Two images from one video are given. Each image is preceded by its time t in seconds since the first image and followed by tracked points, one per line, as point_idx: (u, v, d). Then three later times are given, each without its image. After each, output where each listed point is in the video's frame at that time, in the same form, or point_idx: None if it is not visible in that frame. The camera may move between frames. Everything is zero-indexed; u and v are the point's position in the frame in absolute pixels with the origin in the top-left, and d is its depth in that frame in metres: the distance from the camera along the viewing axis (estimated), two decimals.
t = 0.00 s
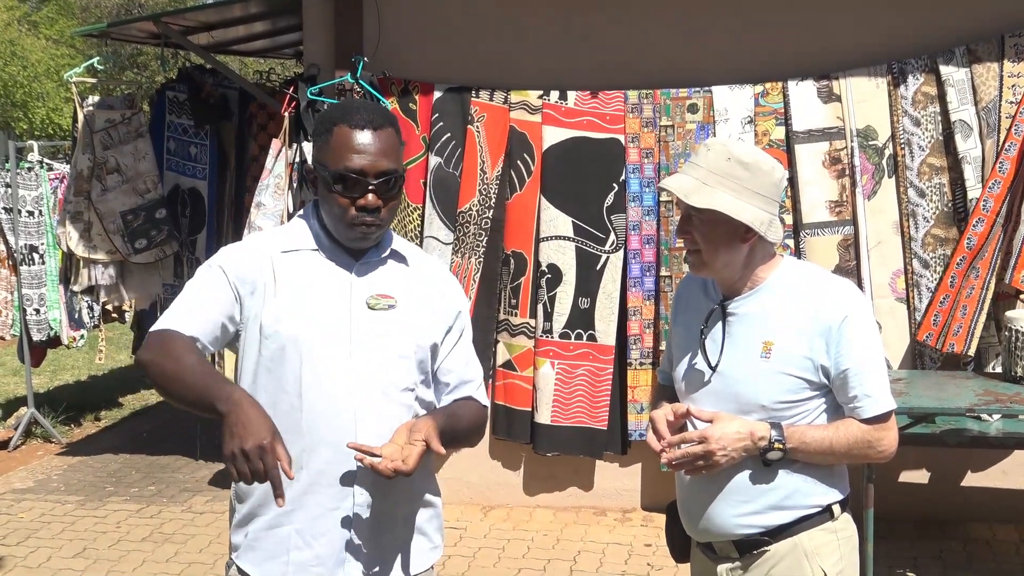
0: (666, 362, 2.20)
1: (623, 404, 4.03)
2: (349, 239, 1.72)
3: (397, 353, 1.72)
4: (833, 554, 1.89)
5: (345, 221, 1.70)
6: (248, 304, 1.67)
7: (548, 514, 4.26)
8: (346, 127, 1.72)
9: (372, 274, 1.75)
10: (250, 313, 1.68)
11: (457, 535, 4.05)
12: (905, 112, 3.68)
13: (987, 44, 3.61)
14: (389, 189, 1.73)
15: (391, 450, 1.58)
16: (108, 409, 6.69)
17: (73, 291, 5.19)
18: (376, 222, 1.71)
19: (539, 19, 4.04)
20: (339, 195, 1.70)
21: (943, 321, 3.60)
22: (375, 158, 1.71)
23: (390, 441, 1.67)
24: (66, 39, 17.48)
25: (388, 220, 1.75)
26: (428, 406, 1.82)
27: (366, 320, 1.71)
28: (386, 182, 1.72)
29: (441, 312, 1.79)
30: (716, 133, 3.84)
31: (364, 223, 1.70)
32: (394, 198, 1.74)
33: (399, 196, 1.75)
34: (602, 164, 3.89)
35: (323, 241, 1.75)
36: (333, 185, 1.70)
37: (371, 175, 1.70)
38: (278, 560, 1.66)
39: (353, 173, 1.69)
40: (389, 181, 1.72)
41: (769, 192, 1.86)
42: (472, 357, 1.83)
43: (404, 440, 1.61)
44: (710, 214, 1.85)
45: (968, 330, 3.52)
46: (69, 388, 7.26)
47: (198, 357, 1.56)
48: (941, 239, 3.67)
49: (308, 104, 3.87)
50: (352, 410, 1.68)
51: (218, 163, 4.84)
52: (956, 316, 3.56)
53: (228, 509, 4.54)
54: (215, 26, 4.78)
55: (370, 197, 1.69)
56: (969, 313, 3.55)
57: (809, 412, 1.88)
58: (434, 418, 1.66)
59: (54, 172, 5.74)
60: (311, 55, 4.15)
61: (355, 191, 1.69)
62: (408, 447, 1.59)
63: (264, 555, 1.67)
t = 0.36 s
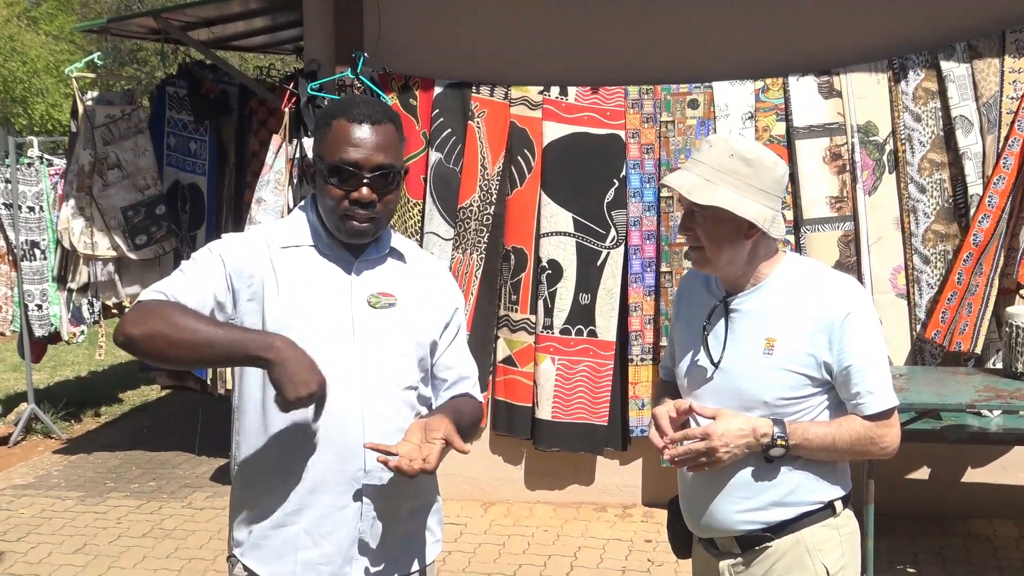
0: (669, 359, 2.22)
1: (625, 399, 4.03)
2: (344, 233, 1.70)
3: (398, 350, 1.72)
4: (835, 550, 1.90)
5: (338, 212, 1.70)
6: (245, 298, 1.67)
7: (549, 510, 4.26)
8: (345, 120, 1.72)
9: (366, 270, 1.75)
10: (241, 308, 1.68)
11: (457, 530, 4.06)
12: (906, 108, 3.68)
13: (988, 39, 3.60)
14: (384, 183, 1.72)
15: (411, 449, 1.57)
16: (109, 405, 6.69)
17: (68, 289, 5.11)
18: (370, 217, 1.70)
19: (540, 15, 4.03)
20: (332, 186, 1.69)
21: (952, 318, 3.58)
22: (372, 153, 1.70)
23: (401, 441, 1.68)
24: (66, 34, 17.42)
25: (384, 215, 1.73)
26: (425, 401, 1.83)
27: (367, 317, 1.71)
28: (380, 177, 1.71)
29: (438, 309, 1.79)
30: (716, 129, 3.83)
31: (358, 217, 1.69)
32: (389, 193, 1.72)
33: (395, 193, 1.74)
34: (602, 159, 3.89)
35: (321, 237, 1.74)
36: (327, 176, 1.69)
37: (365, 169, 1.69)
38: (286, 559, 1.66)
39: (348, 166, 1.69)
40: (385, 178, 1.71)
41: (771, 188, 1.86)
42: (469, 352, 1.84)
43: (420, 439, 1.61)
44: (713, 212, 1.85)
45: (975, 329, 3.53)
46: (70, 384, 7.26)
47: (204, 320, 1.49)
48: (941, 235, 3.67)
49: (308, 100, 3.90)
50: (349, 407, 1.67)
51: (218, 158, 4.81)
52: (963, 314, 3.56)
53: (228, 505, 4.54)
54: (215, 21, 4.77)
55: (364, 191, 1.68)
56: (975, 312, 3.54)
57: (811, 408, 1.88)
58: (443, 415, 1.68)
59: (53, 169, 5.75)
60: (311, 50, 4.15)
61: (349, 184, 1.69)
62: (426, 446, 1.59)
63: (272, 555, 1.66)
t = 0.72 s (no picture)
0: (668, 357, 2.22)
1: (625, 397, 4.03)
2: (333, 215, 1.72)
3: (397, 348, 1.72)
4: (835, 547, 1.90)
5: (328, 193, 1.72)
6: (246, 293, 1.69)
7: (549, 508, 4.26)
8: (340, 107, 1.77)
9: (370, 267, 1.74)
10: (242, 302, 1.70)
11: (458, 528, 4.06)
12: (907, 105, 3.68)
13: (989, 37, 3.60)
14: (375, 165, 1.73)
15: (396, 442, 1.57)
16: (109, 403, 6.70)
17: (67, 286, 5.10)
18: (360, 196, 1.71)
19: (540, 13, 4.03)
20: (323, 167, 1.72)
21: (959, 319, 3.59)
22: (362, 135, 1.73)
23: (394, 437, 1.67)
24: (66, 31, 17.38)
25: (377, 200, 1.74)
26: (429, 401, 1.82)
27: (367, 315, 1.70)
28: (370, 158, 1.73)
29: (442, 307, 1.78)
30: (717, 127, 3.83)
31: (347, 196, 1.71)
32: (381, 175, 1.73)
33: (388, 175, 1.75)
34: (602, 157, 3.89)
35: (315, 220, 1.76)
36: (319, 157, 1.73)
37: (354, 149, 1.72)
38: (279, 556, 1.66)
39: (338, 147, 1.72)
40: (375, 159, 1.73)
41: (771, 185, 1.86)
42: (476, 352, 1.82)
43: (408, 433, 1.61)
44: (713, 210, 1.85)
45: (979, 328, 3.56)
46: (70, 381, 7.26)
47: (200, 305, 1.52)
48: (942, 233, 3.68)
49: (309, 97, 3.88)
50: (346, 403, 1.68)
51: (219, 156, 4.81)
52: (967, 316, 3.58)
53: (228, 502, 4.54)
54: (216, 19, 4.77)
55: (353, 170, 1.71)
56: (978, 310, 3.57)
57: (812, 406, 1.88)
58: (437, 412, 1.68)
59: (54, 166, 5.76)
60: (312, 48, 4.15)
61: (338, 163, 1.72)
62: (413, 439, 1.59)
63: (266, 550, 1.67)
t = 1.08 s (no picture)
0: (670, 354, 2.22)
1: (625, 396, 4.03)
2: (332, 213, 1.73)
3: (396, 346, 1.71)
4: (837, 546, 1.90)
5: (326, 190, 1.73)
6: (247, 292, 1.71)
7: (549, 506, 4.27)
8: (337, 105, 1.78)
9: (369, 264, 1.75)
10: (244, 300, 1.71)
11: (458, 526, 4.07)
12: (908, 105, 3.68)
13: (990, 37, 3.61)
14: (372, 161, 1.73)
15: (382, 439, 1.58)
16: (110, 400, 6.70)
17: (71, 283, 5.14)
18: (357, 193, 1.72)
19: (541, 12, 4.03)
20: (320, 164, 1.73)
21: (973, 322, 3.54)
22: (359, 131, 1.73)
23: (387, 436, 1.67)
24: (67, 28, 17.36)
25: (375, 195, 1.74)
26: (433, 399, 1.81)
27: (367, 313, 1.71)
28: (367, 154, 1.73)
29: (445, 305, 1.78)
30: (718, 126, 3.83)
31: (345, 194, 1.71)
32: (378, 170, 1.73)
33: (386, 171, 1.75)
34: (603, 156, 3.89)
35: (313, 219, 1.77)
36: (316, 155, 1.74)
37: (351, 146, 1.72)
38: (279, 553, 1.67)
39: (335, 143, 1.73)
40: (372, 154, 1.73)
41: (774, 185, 1.86)
42: (480, 350, 1.83)
43: (394, 430, 1.62)
44: (717, 209, 1.86)
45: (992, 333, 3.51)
46: (70, 379, 7.27)
47: (193, 309, 1.55)
48: (942, 232, 3.68)
49: (309, 95, 3.89)
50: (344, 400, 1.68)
51: (220, 154, 4.80)
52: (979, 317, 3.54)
53: (229, 500, 4.55)
54: (217, 17, 4.77)
55: (349, 166, 1.71)
56: (991, 314, 3.53)
57: (815, 405, 1.88)
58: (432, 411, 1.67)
59: (55, 163, 5.78)
60: (313, 46, 4.14)
61: (335, 160, 1.72)
62: (396, 437, 1.59)
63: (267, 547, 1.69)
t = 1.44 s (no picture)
0: (672, 353, 2.22)
1: (625, 396, 4.03)
2: (326, 211, 1.73)
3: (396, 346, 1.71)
4: (839, 546, 1.90)
5: (320, 189, 1.73)
6: (251, 291, 1.71)
7: (549, 506, 4.27)
8: (331, 104, 1.78)
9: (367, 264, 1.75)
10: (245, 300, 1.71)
11: (458, 526, 4.07)
12: (906, 104, 3.69)
13: (989, 36, 3.61)
14: (366, 158, 1.73)
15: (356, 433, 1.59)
16: (109, 400, 6.70)
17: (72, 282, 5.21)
18: (349, 189, 1.72)
19: (540, 12, 4.03)
20: (314, 163, 1.73)
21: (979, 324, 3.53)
22: (351, 129, 1.73)
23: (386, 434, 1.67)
24: (65, 28, 17.35)
25: (370, 190, 1.74)
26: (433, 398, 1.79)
27: (366, 314, 1.71)
28: (360, 152, 1.73)
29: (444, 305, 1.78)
30: (717, 126, 3.83)
31: (339, 192, 1.72)
32: (372, 167, 1.73)
33: (379, 168, 1.75)
34: (602, 156, 3.89)
35: (309, 220, 1.77)
36: (311, 154, 1.74)
37: (344, 143, 1.73)
38: (278, 551, 1.68)
39: (327, 142, 1.73)
40: (366, 152, 1.73)
41: (780, 185, 1.87)
42: (482, 347, 1.82)
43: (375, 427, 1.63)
44: (722, 206, 1.86)
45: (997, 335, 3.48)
46: (69, 379, 7.26)
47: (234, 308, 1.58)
48: (941, 232, 3.68)
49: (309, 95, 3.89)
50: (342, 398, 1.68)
51: (219, 155, 4.83)
52: (983, 319, 3.52)
53: (228, 500, 4.55)
54: (215, 17, 4.77)
55: (343, 163, 1.71)
56: (995, 315, 3.51)
57: (817, 404, 1.89)
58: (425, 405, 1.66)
59: (53, 163, 5.78)
60: (311, 46, 4.14)
61: (329, 158, 1.72)
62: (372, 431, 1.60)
63: (265, 546, 1.68)
